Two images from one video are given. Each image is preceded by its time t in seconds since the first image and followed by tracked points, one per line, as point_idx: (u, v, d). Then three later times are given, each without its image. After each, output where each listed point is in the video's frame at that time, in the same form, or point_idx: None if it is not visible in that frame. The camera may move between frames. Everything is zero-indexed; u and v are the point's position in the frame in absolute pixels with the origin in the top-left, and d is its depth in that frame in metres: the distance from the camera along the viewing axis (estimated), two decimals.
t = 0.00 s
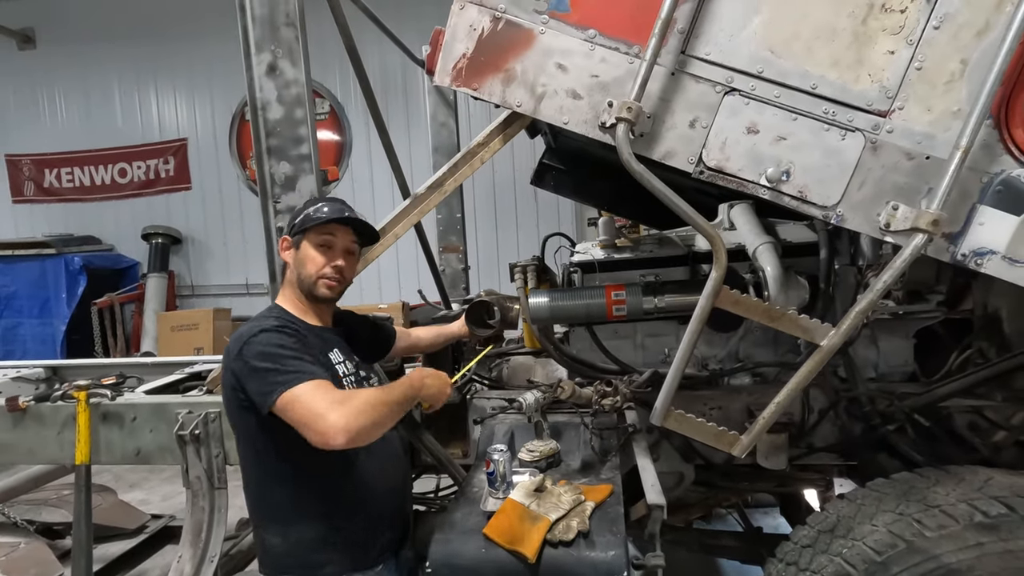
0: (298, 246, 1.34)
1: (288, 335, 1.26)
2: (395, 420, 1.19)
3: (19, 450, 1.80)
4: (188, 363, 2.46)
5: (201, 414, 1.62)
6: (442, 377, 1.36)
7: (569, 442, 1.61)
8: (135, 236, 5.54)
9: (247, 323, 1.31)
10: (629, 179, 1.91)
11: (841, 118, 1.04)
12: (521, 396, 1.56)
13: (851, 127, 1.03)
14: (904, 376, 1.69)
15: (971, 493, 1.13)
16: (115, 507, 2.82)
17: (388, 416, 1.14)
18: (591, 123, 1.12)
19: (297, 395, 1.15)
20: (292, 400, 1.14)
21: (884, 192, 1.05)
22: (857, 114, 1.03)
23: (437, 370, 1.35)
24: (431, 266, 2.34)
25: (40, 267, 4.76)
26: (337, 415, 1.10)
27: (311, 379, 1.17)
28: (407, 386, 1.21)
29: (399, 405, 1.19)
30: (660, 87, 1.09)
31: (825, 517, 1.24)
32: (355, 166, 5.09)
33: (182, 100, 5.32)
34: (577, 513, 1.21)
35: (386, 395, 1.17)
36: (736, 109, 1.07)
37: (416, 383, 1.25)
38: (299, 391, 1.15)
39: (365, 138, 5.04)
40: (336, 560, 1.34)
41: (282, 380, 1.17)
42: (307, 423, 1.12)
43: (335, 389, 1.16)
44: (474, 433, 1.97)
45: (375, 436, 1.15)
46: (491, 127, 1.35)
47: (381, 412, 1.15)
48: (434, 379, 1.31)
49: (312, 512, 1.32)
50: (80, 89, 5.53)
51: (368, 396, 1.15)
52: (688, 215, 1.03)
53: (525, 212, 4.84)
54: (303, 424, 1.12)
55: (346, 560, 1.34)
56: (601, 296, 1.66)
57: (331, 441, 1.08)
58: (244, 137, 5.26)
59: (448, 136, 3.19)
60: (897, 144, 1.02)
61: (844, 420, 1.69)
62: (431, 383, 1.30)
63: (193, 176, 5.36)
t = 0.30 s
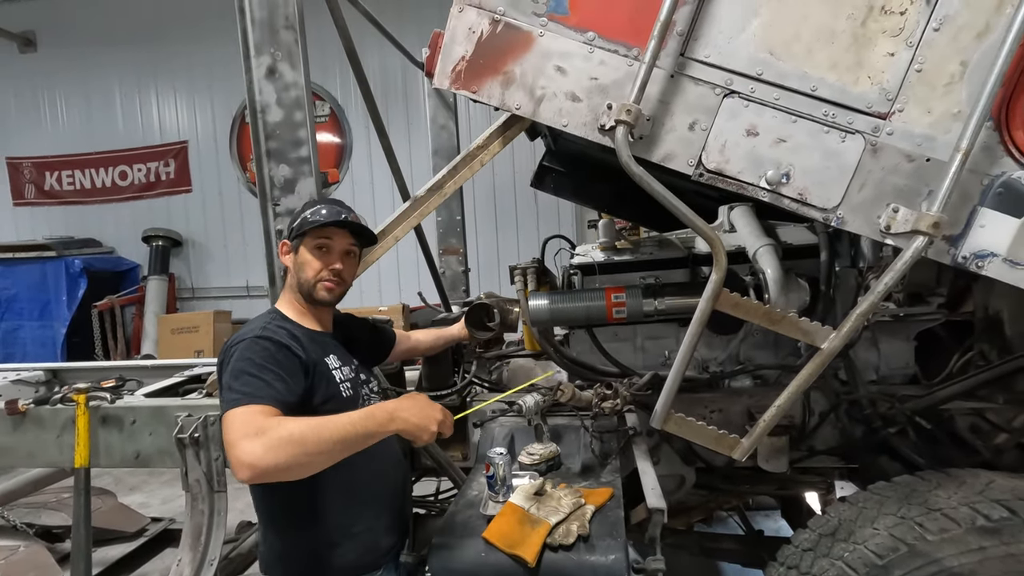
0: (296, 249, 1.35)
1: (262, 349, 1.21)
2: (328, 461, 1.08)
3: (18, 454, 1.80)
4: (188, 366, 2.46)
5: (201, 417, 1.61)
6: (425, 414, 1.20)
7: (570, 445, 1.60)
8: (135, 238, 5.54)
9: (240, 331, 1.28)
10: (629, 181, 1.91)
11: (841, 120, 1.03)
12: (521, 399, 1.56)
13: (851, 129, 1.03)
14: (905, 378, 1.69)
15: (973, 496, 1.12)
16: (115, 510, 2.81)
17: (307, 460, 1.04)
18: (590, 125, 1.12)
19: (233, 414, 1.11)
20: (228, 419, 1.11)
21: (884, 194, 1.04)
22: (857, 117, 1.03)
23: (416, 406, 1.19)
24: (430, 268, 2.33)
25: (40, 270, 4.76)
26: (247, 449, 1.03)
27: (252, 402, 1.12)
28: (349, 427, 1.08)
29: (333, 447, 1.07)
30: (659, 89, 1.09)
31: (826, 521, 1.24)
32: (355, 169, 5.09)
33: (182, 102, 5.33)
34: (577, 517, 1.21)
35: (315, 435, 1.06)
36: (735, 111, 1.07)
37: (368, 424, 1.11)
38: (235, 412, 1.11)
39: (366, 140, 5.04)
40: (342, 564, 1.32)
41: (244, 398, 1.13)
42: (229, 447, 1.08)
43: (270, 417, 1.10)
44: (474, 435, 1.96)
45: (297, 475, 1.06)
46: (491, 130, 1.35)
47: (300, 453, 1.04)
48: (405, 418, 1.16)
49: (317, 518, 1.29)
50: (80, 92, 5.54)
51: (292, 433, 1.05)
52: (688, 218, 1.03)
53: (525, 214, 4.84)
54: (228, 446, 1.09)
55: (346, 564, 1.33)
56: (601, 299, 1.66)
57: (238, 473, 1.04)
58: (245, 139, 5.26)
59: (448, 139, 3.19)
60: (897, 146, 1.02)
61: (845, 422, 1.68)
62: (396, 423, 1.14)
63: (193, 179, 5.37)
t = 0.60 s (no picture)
0: (293, 252, 1.34)
1: (261, 351, 1.20)
2: (326, 465, 1.08)
3: (18, 456, 1.79)
4: (188, 368, 2.45)
5: (201, 419, 1.61)
6: (424, 417, 1.19)
7: (571, 447, 1.60)
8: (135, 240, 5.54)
9: (239, 333, 1.28)
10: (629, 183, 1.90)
11: (843, 120, 1.03)
12: (521, 400, 1.55)
13: (852, 129, 1.03)
14: (907, 379, 1.68)
15: (977, 498, 1.12)
16: (115, 512, 2.80)
17: (303, 465, 1.03)
18: (590, 126, 1.12)
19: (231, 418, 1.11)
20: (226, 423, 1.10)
21: (886, 194, 1.04)
22: (858, 116, 1.02)
23: (414, 409, 1.18)
24: (431, 269, 2.31)
25: (40, 272, 4.76)
26: (244, 454, 1.03)
27: (249, 406, 1.11)
28: (346, 431, 1.07)
29: (330, 451, 1.06)
30: (660, 90, 1.08)
31: (828, 523, 1.23)
32: (355, 170, 5.09)
33: (183, 104, 5.33)
34: (578, 519, 1.20)
35: (312, 439, 1.05)
36: (736, 111, 1.06)
37: (366, 427, 1.10)
38: (233, 416, 1.10)
39: (366, 142, 5.04)
40: (336, 568, 1.32)
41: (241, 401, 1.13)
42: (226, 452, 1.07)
43: (268, 421, 1.09)
44: (474, 437, 1.95)
45: (294, 480, 1.06)
46: (491, 131, 1.34)
47: (297, 457, 1.04)
48: (403, 421, 1.15)
49: (314, 521, 1.28)
50: (81, 94, 5.54)
51: (289, 438, 1.05)
52: (689, 218, 1.02)
53: (526, 215, 4.84)
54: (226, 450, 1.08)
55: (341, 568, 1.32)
56: (602, 300, 1.65)
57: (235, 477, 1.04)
58: (245, 141, 5.26)
59: (448, 140, 3.19)
60: (899, 146, 1.01)
61: (847, 424, 1.68)
62: (394, 427, 1.14)
63: (193, 180, 5.37)
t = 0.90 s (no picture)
0: (297, 253, 1.35)
1: (261, 355, 1.20)
2: (325, 472, 1.08)
3: (16, 459, 1.79)
4: (187, 370, 2.45)
5: (199, 421, 1.61)
6: (423, 422, 1.19)
7: (570, 449, 1.59)
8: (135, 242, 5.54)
9: (239, 337, 1.27)
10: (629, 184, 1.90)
11: (841, 121, 1.03)
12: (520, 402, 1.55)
13: (851, 130, 1.03)
14: (907, 381, 1.68)
15: (977, 499, 1.11)
16: (114, 515, 2.80)
17: (303, 473, 1.03)
18: (588, 127, 1.11)
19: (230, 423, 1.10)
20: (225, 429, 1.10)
21: (885, 195, 1.04)
22: (857, 117, 1.02)
23: (413, 413, 1.17)
24: (431, 273, 2.29)
25: (40, 274, 4.76)
26: (242, 463, 1.03)
27: (248, 413, 1.11)
28: (345, 439, 1.07)
29: (330, 459, 1.06)
30: (658, 90, 1.08)
31: (828, 525, 1.23)
32: (354, 172, 5.08)
33: (182, 106, 5.33)
34: (577, 522, 1.19)
35: (311, 447, 1.05)
36: (735, 112, 1.06)
37: (365, 434, 1.10)
38: (232, 422, 1.09)
39: (366, 144, 5.04)
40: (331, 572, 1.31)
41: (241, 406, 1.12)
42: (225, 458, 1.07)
43: (268, 428, 1.09)
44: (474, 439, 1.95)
45: (293, 488, 1.06)
46: (489, 132, 1.33)
47: (297, 466, 1.04)
48: (402, 429, 1.14)
49: (310, 524, 1.28)
50: (81, 96, 5.55)
51: (288, 447, 1.04)
52: (687, 220, 1.02)
53: (526, 216, 4.84)
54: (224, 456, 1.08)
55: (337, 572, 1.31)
56: (601, 301, 1.65)
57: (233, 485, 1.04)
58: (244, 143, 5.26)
59: (447, 142, 3.19)
60: (898, 146, 1.01)
61: (847, 425, 1.67)
62: (393, 433, 1.13)
63: (193, 182, 5.37)
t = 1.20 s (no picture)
0: (297, 244, 1.33)
1: (270, 351, 1.20)
2: (347, 459, 1.06)
3: (13, 461, 1.78)
4: (184, 372, 2.44)
5: (196, 423, 1.60)
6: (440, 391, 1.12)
7: (567, 450, 1.59)
8: (134, 244, 5.54)
9: (242, 337, 1.27)
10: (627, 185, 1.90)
11: (837, 120, 1.02)
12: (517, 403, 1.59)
13: (847, 129, 1.02)
14: (906, 381, 1.67)
15: (975, 500, 1.11)
16: (111, 517, 2.79)
17: (322, 464, 1.02)
18: (584, 127, 1.11)
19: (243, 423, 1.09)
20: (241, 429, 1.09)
21: (881, 194, 1.03)
22: (853, 117, 1.02)
23: (429, 384, 1.11)
24: (429, 275, 2.28)
25: (39, 276, 4.76)
26: (262, 461, 1.02)
27: (261, 410, 1.09)
28: (359, 426, 1.04)
29: (348, 445, 1.04)
30: (653, 90, 1.08)
31: (826, 526, 1.22)
32: (353, 174, 5.08)
33: (180, 108, 5.33)
34: (573, 523, 1.19)
35: (326, 437, 1.03)
36: (731, 111, 1.06)
37: (379, 418, 1.06)
38: (246, 420, 1.08)
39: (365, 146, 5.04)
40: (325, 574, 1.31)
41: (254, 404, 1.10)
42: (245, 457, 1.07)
43: (282, 423, 1.07)
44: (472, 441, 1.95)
45: (316, 478, 1.05)
46: (486, 134, 1.32)
47: (316, 457, 1.02)
48: (420, 406, 1.09)
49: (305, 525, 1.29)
50: (80, 99, 5.55)
51: (302, 441, 1.03)
52: (683, 220, 1.02)
53: (525, 217, 4.83)
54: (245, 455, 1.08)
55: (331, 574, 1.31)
56: (598, 302, 1.64)
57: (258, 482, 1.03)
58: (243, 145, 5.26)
59: (445, 143, 3.19)
60: (894, 146, 1.01)
61: (846, 426, 1.67)
62: (408, 412, 1.08)
63: (191, 184, 5.36)
